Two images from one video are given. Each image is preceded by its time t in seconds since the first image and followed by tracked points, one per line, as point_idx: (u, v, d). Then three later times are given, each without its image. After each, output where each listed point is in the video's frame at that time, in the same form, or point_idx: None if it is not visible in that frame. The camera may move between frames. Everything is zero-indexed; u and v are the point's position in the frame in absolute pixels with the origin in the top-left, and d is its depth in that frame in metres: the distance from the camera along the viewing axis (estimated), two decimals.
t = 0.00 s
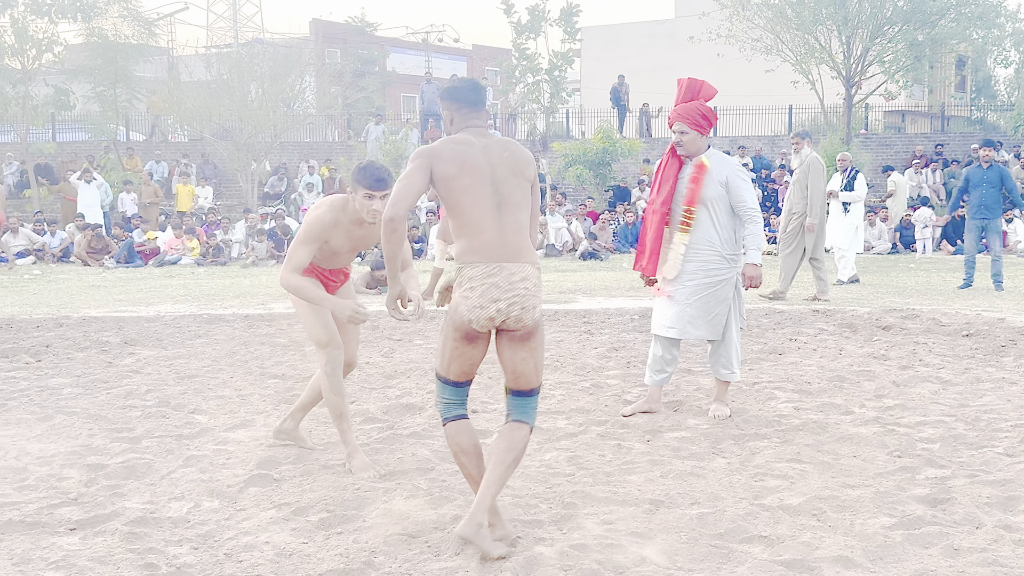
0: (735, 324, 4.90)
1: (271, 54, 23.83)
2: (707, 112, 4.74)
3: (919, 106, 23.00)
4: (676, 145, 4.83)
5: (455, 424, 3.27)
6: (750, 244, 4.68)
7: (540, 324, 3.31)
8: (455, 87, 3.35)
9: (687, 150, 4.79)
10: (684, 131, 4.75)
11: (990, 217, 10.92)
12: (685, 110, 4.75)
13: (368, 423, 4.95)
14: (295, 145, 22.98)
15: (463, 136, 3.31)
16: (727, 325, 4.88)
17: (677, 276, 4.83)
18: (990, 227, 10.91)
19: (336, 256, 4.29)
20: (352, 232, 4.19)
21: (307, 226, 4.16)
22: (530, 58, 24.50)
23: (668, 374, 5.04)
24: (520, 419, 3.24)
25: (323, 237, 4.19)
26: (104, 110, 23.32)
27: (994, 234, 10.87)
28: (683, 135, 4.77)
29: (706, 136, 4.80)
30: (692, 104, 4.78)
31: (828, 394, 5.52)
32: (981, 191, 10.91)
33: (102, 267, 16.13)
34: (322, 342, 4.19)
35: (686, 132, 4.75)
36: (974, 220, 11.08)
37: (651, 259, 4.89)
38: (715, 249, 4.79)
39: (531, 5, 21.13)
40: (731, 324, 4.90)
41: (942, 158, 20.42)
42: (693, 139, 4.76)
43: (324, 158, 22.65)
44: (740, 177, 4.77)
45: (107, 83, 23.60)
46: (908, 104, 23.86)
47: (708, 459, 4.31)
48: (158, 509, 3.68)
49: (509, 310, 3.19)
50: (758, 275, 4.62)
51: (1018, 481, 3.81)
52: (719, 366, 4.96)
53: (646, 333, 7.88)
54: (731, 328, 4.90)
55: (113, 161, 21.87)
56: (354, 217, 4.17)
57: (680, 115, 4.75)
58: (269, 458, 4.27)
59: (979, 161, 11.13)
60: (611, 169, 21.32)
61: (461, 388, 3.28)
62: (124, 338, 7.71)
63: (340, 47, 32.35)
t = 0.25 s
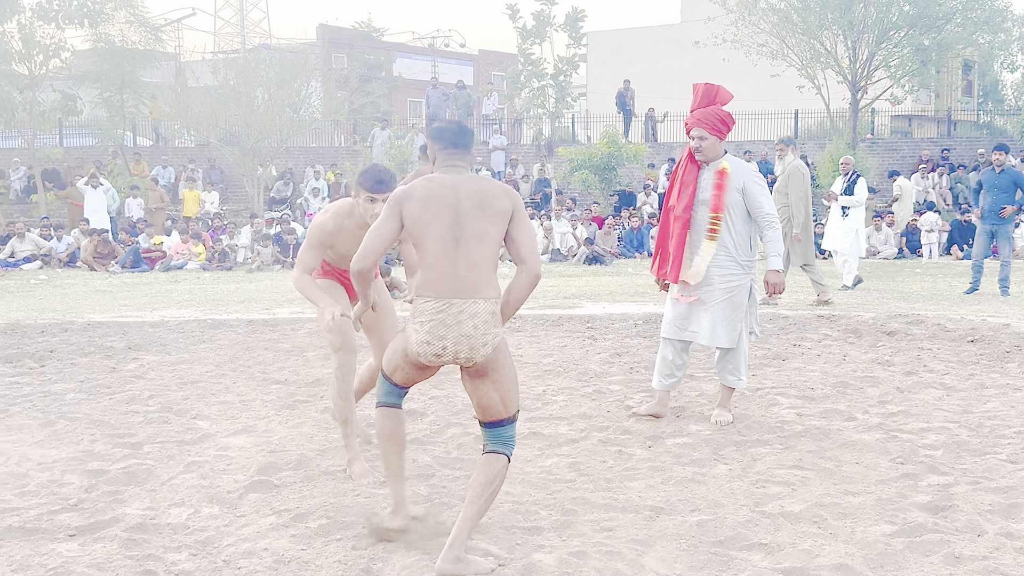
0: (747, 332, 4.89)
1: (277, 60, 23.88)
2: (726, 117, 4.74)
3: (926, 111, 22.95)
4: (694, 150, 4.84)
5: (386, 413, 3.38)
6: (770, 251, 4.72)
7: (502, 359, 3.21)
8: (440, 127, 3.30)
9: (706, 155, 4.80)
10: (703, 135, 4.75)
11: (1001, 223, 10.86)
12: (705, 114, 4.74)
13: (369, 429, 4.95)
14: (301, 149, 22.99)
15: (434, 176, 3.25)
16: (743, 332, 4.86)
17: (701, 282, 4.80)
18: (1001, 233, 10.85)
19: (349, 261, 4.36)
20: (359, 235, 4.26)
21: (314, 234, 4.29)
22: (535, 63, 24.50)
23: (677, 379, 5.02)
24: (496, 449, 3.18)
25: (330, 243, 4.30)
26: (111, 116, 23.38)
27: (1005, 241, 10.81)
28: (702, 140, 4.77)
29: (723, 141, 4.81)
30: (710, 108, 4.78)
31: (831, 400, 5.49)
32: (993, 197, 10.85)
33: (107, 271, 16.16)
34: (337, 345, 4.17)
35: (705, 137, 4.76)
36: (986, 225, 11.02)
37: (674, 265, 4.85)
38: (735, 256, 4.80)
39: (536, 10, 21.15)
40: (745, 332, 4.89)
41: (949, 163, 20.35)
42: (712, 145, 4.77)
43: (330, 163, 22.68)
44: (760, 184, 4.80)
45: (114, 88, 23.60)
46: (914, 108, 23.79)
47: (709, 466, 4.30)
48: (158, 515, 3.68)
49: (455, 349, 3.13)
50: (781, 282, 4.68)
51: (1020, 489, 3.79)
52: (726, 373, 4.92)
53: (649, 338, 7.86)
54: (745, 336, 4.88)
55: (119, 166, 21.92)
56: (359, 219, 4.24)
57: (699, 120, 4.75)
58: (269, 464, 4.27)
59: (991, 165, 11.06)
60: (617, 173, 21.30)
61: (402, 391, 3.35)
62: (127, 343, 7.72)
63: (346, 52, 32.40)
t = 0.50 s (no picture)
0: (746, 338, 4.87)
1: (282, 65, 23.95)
2: (733, 123, 4.73)
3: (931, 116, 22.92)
4: (699, 154, 4.82)
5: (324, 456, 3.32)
6: (772, 260, 4.72)
7: (450, 361, 3.16)
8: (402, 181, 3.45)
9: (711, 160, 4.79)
10: (708, 139, 4.75)
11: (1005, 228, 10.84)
12: (714, 119, 4.72)
13: (365, 434, 4.94)
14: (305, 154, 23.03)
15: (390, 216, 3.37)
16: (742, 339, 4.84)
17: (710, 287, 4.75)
18: (1004, 238, 10.83)
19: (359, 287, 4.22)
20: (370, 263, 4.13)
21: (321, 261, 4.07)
22: (540, 68, 24.52)
23: (685, 381, 4.97)
24: (469, 450, 3.18)
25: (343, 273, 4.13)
26: (116, 120, 23.45)
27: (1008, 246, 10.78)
28: (706, 145, 4.77)
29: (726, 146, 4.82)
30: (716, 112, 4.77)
31: (830, 407, 5.47)
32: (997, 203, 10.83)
33: (111, 275, 16.19)
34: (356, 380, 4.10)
35: (709, 141, 4.75)
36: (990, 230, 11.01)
37: (679, 269, 4.79)
38: (737, 265, 4.80)
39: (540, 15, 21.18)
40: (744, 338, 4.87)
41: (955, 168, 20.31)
42: (716, 149, 4.77)
43: (334, 168, 22.70)
44: (763, 192, 4.81)
45: (119, 92, 23.57)
46: (919, 114, 23.76)
47: (707, 472, 4.28)
48: (152, 520, 3.67)
49: (397, 355, 3.11)
50: (780, 289, 4.66)
51: (1017, 496, 3.77)
52: (722, 378, 4.89)
53: (649, 344, 7.85)
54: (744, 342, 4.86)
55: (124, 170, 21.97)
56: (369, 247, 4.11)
57: (707, 123, 4.72)
58: (265, 469, 4.26)
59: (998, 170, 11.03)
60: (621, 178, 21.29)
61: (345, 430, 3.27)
62: (128, 348, 7.73)
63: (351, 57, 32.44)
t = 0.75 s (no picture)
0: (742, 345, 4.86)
1: (287, 70, 23.97)
2: (727, 126, 4.74)
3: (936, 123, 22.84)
4: (693, 158, 4.82)
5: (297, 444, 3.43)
6: (763, 265, 4.72)
7: (397, 342, 3.29)
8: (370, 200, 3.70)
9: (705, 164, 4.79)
10: (702, 144, 4.75)
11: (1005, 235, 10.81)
12: (709, 123, 4.72)
13: (362, 438, 4.93)
14: (309, 158, 23.02)
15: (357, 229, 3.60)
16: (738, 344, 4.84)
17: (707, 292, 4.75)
18: (1005, 244, 10.80)
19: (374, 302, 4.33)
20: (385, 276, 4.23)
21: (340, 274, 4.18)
22: (544, 73, 24.51)
23: (695, 389, 4.91)
24: (419, 443, 3.15)
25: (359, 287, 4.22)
26: (121, 124, 23.46)
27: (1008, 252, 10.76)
28: (701, 149, 4.77)
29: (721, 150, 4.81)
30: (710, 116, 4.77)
31: (830, 413, 5.46)
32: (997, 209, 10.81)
33: (115, 279, 16.20)
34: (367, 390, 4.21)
35: (704, 146, 4.75)
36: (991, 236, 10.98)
37: (673, 273, 4.77)
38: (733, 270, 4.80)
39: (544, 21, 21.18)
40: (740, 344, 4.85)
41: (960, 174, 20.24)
42: (710, 153, 4.78)
43: (338, 172, 22.70)
44: (757, 196, 4.82)
45: (124, 96, 23.61)
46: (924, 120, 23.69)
47: (704, 477, 4.27)
48: (147, 523, 3.67)
49: (346, 328, 3.26)
50: (769, 294, 4.64)
51: (1015, 503, 3.76)
52: (719, 385, 4.87)
53: (650, 349, 7.83)
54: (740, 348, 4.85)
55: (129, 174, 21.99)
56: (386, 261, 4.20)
57: (701, 128, 4.73)
58: (262, 473, 4.26)
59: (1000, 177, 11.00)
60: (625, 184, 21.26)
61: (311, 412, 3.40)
62: (129, 351, 7.73)
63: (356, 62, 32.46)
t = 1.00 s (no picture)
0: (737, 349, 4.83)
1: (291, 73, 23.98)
2: (715, 131, 4.72)
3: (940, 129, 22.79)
4: (682, 164, 4.82)
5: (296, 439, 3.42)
6: (758, 267, 4.68)
7: (407, 337, 3.35)
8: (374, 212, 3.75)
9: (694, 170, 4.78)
10: (690, 149, 4.74)
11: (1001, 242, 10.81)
12: (695, 128, 4.71)
13: (360, 440, 4.92)
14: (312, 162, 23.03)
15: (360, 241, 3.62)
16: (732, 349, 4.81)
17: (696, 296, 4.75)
18: (1002, 252, 10.79)
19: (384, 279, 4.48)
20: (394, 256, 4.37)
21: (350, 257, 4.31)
22: (547, 77, 24.51)
23: (693, 396, 4.91)
24: (431, 416, 3.35)
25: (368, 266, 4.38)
26: (125, 127, 23.50)
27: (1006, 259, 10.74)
28: (689, 155, 4.76)
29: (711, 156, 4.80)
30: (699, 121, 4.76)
31: (830, 418, 5.44)
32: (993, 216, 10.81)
33: (118, 281, 16.22)
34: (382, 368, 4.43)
35: (692, 151, 4.75)
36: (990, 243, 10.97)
37: (663, 280, 4.79)
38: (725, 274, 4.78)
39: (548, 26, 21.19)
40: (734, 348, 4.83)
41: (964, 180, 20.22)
42: (699, 159, 4.76)
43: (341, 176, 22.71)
44: (748, 200, 4.79)
45: (128, 99, 23.66)
46: (928, 127, 23.66)
47: (703, 482, 4.26)
48: (144, 525, 3.67)
49: (354, 325, 3.28)
50: (765, 298, 4.61)
51: (1014, 509, 3.74)
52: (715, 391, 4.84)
53: (651, 354, 7.82)
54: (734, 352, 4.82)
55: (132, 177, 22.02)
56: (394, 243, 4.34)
57: (688, 133, 4.72)
58: (259, 476, 4.25)
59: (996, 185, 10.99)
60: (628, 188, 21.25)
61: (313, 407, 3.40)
62: (129, 353, 7.73)
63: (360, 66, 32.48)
